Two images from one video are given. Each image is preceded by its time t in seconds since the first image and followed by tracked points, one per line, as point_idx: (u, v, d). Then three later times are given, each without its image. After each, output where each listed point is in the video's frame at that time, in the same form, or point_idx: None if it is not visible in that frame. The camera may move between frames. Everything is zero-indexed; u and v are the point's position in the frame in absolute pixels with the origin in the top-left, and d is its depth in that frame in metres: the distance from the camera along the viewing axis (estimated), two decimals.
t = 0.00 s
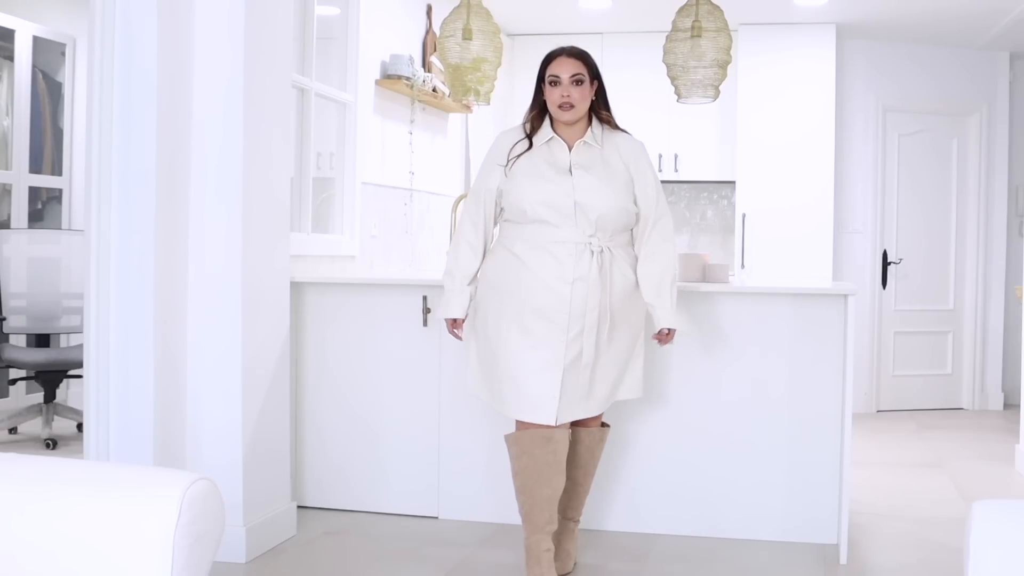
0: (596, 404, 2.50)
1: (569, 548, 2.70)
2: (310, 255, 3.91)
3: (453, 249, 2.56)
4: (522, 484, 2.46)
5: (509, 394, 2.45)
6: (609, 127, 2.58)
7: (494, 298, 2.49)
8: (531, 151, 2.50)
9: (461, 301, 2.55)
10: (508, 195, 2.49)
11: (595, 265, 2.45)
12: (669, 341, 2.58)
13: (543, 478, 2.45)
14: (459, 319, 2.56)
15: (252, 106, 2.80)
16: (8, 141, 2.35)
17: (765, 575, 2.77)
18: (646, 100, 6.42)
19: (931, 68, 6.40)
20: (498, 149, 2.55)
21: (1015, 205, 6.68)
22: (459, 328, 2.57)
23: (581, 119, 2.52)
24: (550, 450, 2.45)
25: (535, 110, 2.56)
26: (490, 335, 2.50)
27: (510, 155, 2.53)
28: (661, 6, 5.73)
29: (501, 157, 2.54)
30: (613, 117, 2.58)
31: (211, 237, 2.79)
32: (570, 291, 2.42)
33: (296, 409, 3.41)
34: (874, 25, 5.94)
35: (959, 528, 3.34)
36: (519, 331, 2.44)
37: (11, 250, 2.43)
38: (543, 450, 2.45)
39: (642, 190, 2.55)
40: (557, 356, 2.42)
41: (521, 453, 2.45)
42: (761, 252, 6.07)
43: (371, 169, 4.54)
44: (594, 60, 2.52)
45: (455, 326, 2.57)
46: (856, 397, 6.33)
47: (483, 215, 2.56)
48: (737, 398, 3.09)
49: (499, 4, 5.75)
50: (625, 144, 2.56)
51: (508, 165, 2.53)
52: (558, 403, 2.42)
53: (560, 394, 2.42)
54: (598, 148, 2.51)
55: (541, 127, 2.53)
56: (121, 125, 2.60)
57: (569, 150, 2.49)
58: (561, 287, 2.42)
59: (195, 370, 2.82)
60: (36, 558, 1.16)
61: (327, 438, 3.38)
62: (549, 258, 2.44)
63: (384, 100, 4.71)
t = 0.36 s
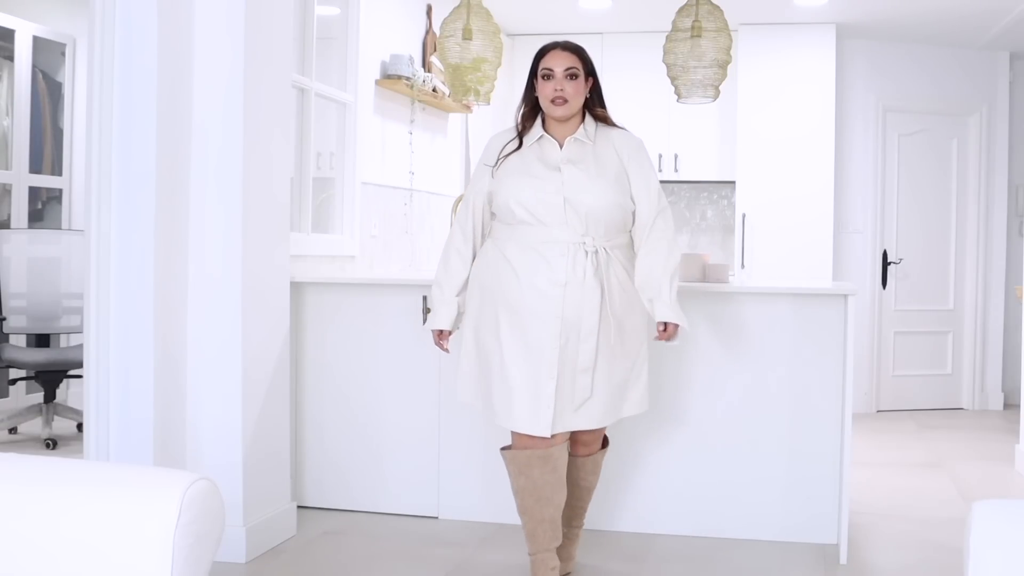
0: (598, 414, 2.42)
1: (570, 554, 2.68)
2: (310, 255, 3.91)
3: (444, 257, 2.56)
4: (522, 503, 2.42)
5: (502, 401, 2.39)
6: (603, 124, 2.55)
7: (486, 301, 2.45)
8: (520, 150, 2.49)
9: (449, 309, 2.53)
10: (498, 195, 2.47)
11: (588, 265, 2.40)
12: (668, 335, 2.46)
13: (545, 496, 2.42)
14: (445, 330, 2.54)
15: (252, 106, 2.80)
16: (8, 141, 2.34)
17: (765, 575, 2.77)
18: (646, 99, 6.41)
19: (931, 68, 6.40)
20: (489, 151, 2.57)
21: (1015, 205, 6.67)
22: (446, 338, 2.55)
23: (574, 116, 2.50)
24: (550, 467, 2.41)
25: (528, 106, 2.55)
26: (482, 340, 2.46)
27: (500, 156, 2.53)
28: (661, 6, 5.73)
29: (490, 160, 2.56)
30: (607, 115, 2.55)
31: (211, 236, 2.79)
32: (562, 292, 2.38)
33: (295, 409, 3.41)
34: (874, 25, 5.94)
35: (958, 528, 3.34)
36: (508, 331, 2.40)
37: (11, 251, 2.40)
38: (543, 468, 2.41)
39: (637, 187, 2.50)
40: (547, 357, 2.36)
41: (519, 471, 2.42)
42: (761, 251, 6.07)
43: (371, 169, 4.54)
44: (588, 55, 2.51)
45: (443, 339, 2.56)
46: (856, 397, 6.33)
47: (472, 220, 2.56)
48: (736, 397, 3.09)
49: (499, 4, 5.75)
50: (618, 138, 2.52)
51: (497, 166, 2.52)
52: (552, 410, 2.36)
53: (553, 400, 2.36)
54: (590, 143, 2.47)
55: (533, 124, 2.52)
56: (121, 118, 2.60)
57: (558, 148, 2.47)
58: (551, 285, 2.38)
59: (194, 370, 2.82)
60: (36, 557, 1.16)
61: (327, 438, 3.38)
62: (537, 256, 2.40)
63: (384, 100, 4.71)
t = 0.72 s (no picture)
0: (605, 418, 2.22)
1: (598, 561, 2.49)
2: (310, 255, 3.91)
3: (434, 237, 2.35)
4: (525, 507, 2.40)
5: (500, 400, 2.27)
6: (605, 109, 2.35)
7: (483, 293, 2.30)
8: (519, 132, 2.30)
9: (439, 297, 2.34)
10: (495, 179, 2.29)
11: (591, 255, 2.22)
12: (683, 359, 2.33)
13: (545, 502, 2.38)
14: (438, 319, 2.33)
15: (252, 105, 2.80)
16: (8, 141, 2.39)
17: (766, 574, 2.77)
18: (646, 100, 6.41)
19: (931, 68, 6.40)
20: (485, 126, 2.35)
21: (1015, 205, 6.67)
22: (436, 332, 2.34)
23: (576, 100, 2.32)
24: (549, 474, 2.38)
25: (525, 90, 2.36)
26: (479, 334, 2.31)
27: (496, 136, 2.34)
28: (661, 7, 5.73)
29: (487, 137, 2.35)
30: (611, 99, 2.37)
31: (211, 236, 2.78)
32: (561, 285, 2.21)
33: (295, 409, 3.41)
34: (874, 25, 5.94)
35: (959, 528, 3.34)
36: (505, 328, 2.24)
37: (11, 250, 2.49)
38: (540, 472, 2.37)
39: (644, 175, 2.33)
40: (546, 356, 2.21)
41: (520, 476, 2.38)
42: (761, 252, 6.07)
43: (371, 169, 4.54)
44: (590, 36, 2.33)
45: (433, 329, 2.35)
46: (856, 397, 6.33)
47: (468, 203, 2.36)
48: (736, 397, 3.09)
49: (499, 4, 5.75)
50: (625, 125, 2.34)
51: (493, 147, 2.33)
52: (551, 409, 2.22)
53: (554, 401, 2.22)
54: (594, 129, 2.29)
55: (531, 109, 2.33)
56: (121, 118, 2.59)
57: (563, 132, 2.28)
58: (551, 279, 2.21)
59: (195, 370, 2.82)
60: (35, 558, 1.16)
61: (327, 438, 3.38)
62: (538, 247, 2.22)
63: (384, 100, 4.71)
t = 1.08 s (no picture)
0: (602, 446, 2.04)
1: None
2: (311, 256, 3.91)
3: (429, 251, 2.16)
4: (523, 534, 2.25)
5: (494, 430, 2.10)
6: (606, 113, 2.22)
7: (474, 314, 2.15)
8: (511, 136, 2.15)
9: (450, 316, 2.10)
10: (485, 189, 2.13)
11: (585, 268, 2.03)
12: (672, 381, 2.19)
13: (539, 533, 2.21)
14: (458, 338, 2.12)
15: (252, 106, 2.80)
16: (8, 141, 2.31)
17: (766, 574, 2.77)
18: (646, 100, 6.41)
19: (931, 68, 6.40)
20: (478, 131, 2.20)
21: (1015, 205, 6.67)
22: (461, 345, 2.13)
23: (574, 98, 2.16)
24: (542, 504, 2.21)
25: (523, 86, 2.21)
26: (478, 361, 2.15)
27: (488, 138, 2.18)
28: (661, 6, 5.74)
29: (477, 144, 2.19)
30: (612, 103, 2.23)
31: (211, 236, 2.79)
32: (553, 302, 2.02)
33: (296, 408, 3.41)
34: (874, 25, 5.94)
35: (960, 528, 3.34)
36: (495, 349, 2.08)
37: (12, 251, 2.36)
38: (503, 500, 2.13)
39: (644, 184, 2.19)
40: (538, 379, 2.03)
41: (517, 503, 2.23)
42: (761, 251, 6.07)
43: (371, 169, 4.54)
44: (593, 32, 2.20)
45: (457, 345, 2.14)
46: (856, 397, 6.33)
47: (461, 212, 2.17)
48: (735, 398, 3.09)
49: (499, 4, 5.75)
50: (628, 129, 2.19)
51: (483, 150, 2.17)
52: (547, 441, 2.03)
53: (548, 430, 2.03)
54: (592, 131, 2.13)
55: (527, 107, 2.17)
56: (121, 117, 2.61)
57: (558, 135, 2.12)
58: (542, 294, 2.03)
59: (194, 371, 2.82)
60: (35, 559, 1.16)
61: (327, 438, 3.38)
62: (528, 260, 2.05)
63: (384, 100, 4.71)
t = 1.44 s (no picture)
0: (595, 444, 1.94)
1: None
2: (311, 255, 3.91)
3: (404, 243, 2.10)
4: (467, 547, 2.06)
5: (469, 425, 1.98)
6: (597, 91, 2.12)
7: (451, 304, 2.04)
8: (495, 120, 2.06)
9: (409, 298, 2.04)
10: (463, 173, 2.05)
11: (567, 253, 1.94)
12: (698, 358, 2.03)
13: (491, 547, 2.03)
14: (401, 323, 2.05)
15: (252, 106, 2.80)
16: (8, 141, 2.31)
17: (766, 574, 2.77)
18: (646, 100, 6.42)
19: (931, 69, 6.40)
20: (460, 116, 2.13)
21: (1015, 205, 6.67)
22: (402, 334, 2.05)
23: (562, 79, 2.06)
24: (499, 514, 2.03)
25: (508, 67, 2.11)
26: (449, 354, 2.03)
27: (468, 123, 2.11)
28: (661, 6, 5.74)
29: (458, 129, 2.11)
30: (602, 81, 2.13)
31: (211, 237, 2.79)
32: (535, 288, 1.93)
33: (296, 408, 3.41)
34: (874, 25, 5.94)
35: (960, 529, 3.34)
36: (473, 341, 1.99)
37: (11, 251, 2.41)
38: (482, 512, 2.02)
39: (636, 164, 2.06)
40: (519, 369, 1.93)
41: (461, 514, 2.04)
42: (761, 252, 6.08)
43: (372, 169, 4.55)
44: (581, 9, 2.08)
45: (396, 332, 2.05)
46: (856, 397, 6.34)
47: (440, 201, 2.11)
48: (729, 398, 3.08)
49: (499, 4, 5.75)
50: (618, 106, 2.08)
51: (463, 135, 2.10)
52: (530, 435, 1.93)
53: (535, 424, 1.93)
54: (576, 108, 2.03)
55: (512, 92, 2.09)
56: (121, 117, 2.60)
57: (541, 115, 2.03)
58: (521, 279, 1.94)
59: (195, 373, 2.82)
60: (34, 559, 1.15)
61: (327, 438, 3.38)
62: (507, 244, 1.96)
63: (384, 100, 4.71)
